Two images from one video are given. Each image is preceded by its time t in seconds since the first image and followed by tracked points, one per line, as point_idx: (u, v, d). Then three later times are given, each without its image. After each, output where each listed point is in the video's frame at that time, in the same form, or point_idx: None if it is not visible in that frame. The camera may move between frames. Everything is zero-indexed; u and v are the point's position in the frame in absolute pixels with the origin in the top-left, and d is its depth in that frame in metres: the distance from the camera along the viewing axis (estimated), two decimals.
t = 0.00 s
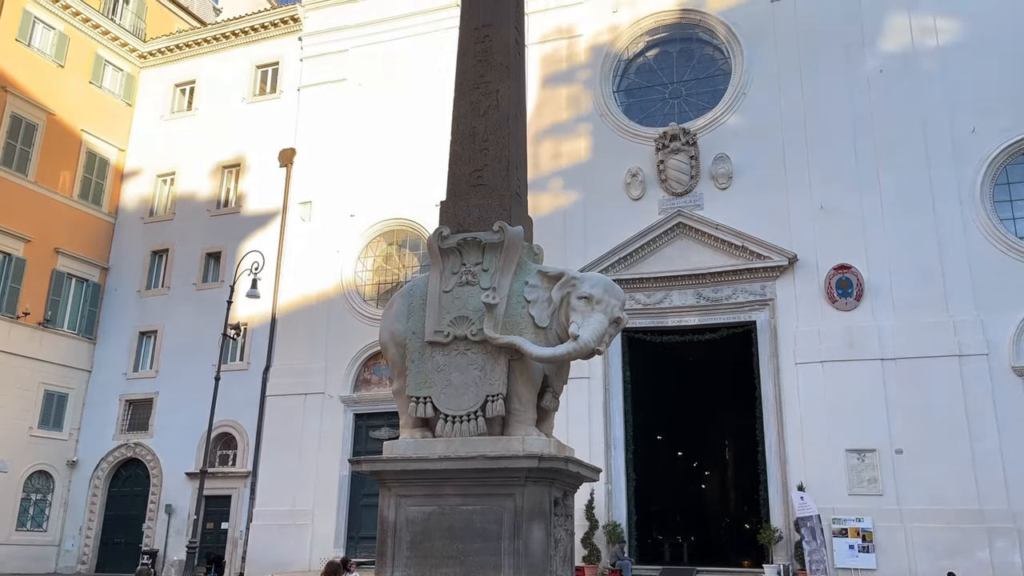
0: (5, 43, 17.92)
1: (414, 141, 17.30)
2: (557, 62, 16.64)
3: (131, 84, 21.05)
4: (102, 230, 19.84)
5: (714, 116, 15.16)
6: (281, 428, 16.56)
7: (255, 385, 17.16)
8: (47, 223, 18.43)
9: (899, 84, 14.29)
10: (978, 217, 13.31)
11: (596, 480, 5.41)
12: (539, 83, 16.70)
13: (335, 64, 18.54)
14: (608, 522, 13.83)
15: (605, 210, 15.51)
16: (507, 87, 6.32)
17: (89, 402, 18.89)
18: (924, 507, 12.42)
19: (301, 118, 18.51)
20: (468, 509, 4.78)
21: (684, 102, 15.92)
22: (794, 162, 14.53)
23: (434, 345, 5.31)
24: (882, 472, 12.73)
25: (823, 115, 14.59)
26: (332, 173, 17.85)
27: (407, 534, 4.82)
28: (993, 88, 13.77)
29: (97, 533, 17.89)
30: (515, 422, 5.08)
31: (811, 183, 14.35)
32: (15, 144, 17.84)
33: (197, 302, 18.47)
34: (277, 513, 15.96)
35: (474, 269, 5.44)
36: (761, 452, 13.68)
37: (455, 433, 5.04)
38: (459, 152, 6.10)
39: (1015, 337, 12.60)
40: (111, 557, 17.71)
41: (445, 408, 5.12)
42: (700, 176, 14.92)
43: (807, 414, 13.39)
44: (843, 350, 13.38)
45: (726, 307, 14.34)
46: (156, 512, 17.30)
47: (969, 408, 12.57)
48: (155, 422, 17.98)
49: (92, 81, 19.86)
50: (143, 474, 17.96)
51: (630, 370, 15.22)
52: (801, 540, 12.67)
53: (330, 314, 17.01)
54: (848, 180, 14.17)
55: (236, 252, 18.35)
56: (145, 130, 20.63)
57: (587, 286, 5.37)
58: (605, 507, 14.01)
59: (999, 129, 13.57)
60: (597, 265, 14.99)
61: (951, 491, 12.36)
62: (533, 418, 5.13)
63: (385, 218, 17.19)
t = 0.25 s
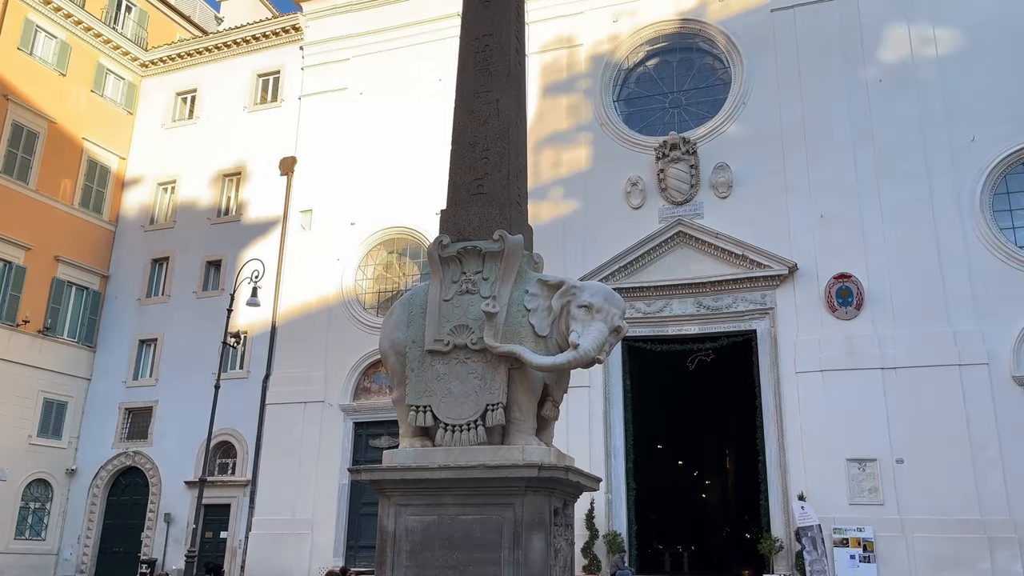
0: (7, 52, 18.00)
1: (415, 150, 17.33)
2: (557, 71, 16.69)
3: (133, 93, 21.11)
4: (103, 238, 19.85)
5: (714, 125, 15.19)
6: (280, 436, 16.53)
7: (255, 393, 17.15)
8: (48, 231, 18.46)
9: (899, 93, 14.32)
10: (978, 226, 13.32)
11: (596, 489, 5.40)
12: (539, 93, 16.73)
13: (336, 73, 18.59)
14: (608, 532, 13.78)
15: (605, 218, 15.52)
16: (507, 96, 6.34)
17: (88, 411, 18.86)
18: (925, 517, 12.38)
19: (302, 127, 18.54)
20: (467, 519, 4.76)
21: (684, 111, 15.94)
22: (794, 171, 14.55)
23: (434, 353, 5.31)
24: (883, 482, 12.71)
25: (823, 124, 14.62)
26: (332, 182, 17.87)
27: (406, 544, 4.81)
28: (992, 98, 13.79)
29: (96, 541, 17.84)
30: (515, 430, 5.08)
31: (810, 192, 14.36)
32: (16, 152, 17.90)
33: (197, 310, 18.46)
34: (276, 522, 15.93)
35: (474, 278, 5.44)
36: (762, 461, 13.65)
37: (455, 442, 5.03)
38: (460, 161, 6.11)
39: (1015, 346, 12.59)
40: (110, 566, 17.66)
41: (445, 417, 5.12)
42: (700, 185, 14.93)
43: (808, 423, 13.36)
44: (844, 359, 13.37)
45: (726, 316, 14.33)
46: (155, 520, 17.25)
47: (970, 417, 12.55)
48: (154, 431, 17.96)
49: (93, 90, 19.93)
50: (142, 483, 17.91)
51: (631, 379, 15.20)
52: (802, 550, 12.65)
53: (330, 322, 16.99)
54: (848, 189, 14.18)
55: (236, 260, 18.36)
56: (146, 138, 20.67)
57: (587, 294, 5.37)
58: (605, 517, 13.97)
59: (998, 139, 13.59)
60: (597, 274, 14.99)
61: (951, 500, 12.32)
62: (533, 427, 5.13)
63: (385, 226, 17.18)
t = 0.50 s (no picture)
0: (7, 61, 18.09)
1: (415, 159, 17.35)
2: (557, 81, 16.73)
3: (133, 102, 21.17)
4: (103, 247, 19.86)
5: (714, 134, 15.22)
6: (279, 445, 16.49)
7: (254, 403, 17.13)
8: (48, 240, 18.49)
9: (897, 103, 14.36)
10: (977, 235, 13.33)
11: (596, 499, 5.39)
12: (539, 102, 16.78)
13: (336, 83, 18.64)
14: (607, 542, 13.71)
15: (605, 228, 15.53)
16: (507, 106, 6.35)
17: (87, 420, 18.83)
18: (926, 527, 12.34)
19: (302, 137, 18.58)
20: (467, 529, 4.75)
21: (683, 120, 15.97)
22: (793, 180, 14.57)
23: (433, 363, 5.31)
24: (884, 491, 12.67)
25: (822, 134, 14.66)
26: (333, 191, 17.89)
27: (405, 554, 4.80)
28: (991, 108, 13.82)
29: (94, 551, 17.78)
30: (514, 440, 5.07)
31: (810, 202, 14.38)
32: (16, 161, 17.96)
33: (197, 319, 18.44)
34: (275, 531, 15.87)
35: (474, 286, 5.44)
36: (762, 470, 13.62)
37: (454, 451, 5.03)
38: (460, 171, 6.12)
39: (1015, 356, 12.57)
40: None
41: (444, 426, 5.12)
42: (699, 195, 14.96)
43: (808, 433, 13.34)
44: (844, 368, 13.37)
45: (726, 325, 14.32)
46: (153, 530, 17.20)
47: (970, 427, 12.53)
48: (152, 440, 17.91)
49: (94, 99, 19.99)
50: (140, 492, 17.86)
51: (631, 388, 15.18)
52: (803, 560, 12.53)
53: (329, 331, 16.96)
54: (847, 199, 14.20)
55: (236, 269, 18.36)
56: (147, 148, 20.71)
57: (587, 304, 5.38)
58: (605, 526, 13.90)
59: (997, 149, 13.61)
60: (596, 283, 15.00)
61: (952, 510, 12.29)
62: (533, 436, 5.12)
63: (385, 235, 17.17)
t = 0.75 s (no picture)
0: (7, 71, 18.16)
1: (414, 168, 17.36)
2: (557, 90, 16.77)
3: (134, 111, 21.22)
4: (102, 256, 19.87)
5: (713, 144, 15.25)
6: (278, 455, 16.45)
7: (253, 412, 17.11)
8: (48, 249, 18.53)
9: (896, 113, 14.39)
10: (976, 245, 13.34)
11: (596, 510, 5.38)
12: (538, 112, 16.81)
13: (336, 92, 18.68)
14: (607, 552, 13.65)
15: (604, 237, 15.55)
16: (506, 116, 6.36)
17: (85, 429, 18.79)
18: (927, 537, 12.31)
19: (301, 146, 18.61)
20: (466, 539, 4.76)
21: (682, 130, 16.00)
22: (792, 190, 14.60)
23: (433, 372, 5.33)
24: (884, 501, 12.64)
25: (820, 144, 14.69)
26: (332, 200, 17.90)
27: (405, 564, 4.82)
28: (989, 118, 13.85)
29: (92, 561, 17.72)
30: (513, 450, 5.07)
31: (809, 211, 14.41)
32: (16, 171, 18.02)
33: (196, 329, 18.42)
34: (273, 541, 15.82)
35: (473, 296, 5.47)
36: (762, 480, 13.59)
37: (453, 461, 5.04)
38: (460, 180, 6.14)
39: (1015, 365, 12.56)
40: None
41: (443, 435, 5.13)
42: (698, 204, 14.98)
43: (808, 442, 13.31)
44: (844, 378, 13.37)
45: (725, 334, 14.31)
46: (152, 540, 17.14)
47: (970, 436, 12.50)
48: (151, 450, 17.86)
49: (94, 109, 20.05)
50: (139, 502, 17.82)
51: (630, 397, 15.16)
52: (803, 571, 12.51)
53: (329, 340, 16.93)
54: (846, 208, 14.23)
55: (235, 278, 18.36)
56: (146, 157, 20.74)
57: (586, 313, 5.38)
58: (605, 536, 13.84)
59: (996, 158, 13.63)
60: (595, 292, 15.01)
61: (952, 520, 12.25)
62: (532, 446, 5.12)
63: (385, 245, 17.16)
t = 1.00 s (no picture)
0: (7, 80, 18.20)
1: (413, 177, 17.38)
2: (556, 99, 16.81)
3: (134, 121, 21.26)
4: (102, 265, 19.87)
5: (712, 153, 15.27)
6: (277, 464, 16.41)
7: (252, 422, 17.08)
8: (47, 258, 18.56)
9: (894, 122, 14.43)
10: (974, 253, 13.35)
11: (596, 520, 5.38)
12: (537, 121, 16.84)
13: (336, 102, 18.72)
14: (607, 561, 13.60)
15: (604, 246, 15.56)
16: (505, 125, 6.37)
17: (84, 439, 18.75)
18: (927, 546, 12.28)
19: (301, 156, 18.63)
20: (465, 549, 4.76)
21: (681, 139, 16.03)
22: (791, 198, 14.62)
23: (432, 382, 5.35)
24: (884, 510, 12.61)
25: (819, 153, 14.73)
26: (332, 209, 17.90)
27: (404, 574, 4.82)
28: (987, 126, 13.87)
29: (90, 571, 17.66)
30: (513, 459, 5.08)
31: (807, 220, 14.43)
32: (16, 180, 18.06)
33: (195, 338, 18.39)
34: (272, 551, 15.77)
35: (472, 305, 5.49)
36: (762, 489, 13.56)
37: (452, 471, 5.05)
38: (459, 189, 6.15)
39: (1015, 374, 12.54)
40: None
41: (442, 445, 5.15)
42: (697, 213, 14.99)
43: (808, 451, 13.29)
44: (843, 386, 13.37)
45: (725, 343, 14.30)
46: (150, 550, 17.08)
47: (971, 446, 12.48)
48: (149, 459, 17.80)
49: (94, 118, 20.10)
50: (137, 511, 17.77)
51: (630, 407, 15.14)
52: None
53: (328, 349, 16.91)
54: (845, 217, 14.25)
55: (234, 287, 18.35)
56: (146, 166, 20.77)
57: (585, 322, 5.39)
58: (604, 546, 13.81)
59: (994, 167, 13.65)
60: (594, 301, 15.02)
61: (953, 529, 12.22)
62: (531, 456, 5.13)
63: (384, 253, 17.15)
